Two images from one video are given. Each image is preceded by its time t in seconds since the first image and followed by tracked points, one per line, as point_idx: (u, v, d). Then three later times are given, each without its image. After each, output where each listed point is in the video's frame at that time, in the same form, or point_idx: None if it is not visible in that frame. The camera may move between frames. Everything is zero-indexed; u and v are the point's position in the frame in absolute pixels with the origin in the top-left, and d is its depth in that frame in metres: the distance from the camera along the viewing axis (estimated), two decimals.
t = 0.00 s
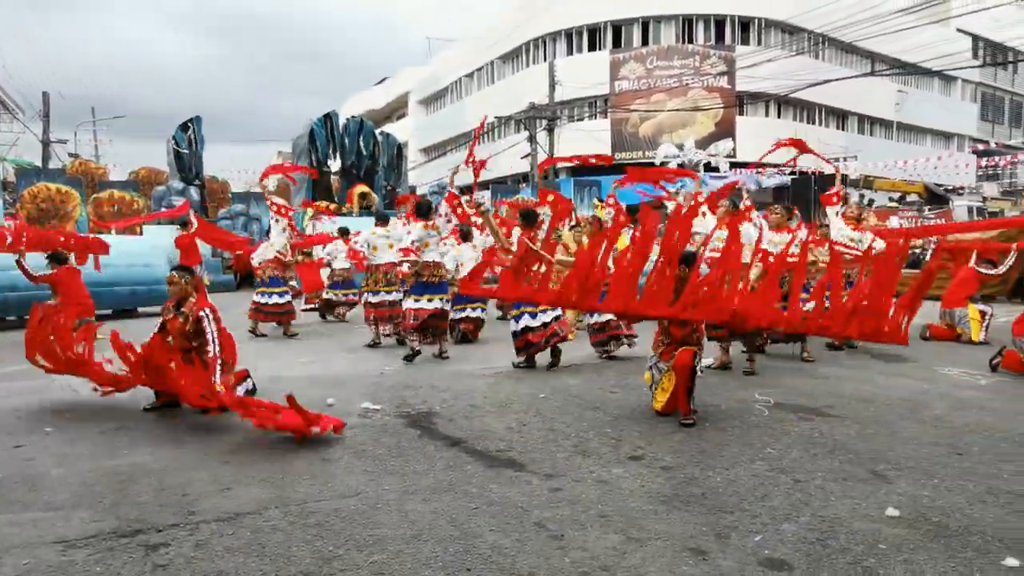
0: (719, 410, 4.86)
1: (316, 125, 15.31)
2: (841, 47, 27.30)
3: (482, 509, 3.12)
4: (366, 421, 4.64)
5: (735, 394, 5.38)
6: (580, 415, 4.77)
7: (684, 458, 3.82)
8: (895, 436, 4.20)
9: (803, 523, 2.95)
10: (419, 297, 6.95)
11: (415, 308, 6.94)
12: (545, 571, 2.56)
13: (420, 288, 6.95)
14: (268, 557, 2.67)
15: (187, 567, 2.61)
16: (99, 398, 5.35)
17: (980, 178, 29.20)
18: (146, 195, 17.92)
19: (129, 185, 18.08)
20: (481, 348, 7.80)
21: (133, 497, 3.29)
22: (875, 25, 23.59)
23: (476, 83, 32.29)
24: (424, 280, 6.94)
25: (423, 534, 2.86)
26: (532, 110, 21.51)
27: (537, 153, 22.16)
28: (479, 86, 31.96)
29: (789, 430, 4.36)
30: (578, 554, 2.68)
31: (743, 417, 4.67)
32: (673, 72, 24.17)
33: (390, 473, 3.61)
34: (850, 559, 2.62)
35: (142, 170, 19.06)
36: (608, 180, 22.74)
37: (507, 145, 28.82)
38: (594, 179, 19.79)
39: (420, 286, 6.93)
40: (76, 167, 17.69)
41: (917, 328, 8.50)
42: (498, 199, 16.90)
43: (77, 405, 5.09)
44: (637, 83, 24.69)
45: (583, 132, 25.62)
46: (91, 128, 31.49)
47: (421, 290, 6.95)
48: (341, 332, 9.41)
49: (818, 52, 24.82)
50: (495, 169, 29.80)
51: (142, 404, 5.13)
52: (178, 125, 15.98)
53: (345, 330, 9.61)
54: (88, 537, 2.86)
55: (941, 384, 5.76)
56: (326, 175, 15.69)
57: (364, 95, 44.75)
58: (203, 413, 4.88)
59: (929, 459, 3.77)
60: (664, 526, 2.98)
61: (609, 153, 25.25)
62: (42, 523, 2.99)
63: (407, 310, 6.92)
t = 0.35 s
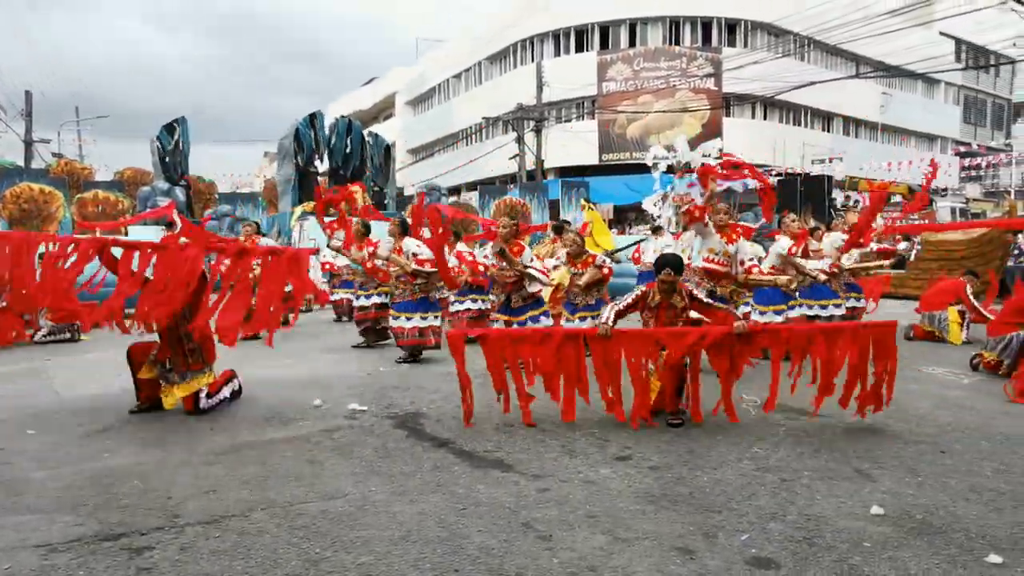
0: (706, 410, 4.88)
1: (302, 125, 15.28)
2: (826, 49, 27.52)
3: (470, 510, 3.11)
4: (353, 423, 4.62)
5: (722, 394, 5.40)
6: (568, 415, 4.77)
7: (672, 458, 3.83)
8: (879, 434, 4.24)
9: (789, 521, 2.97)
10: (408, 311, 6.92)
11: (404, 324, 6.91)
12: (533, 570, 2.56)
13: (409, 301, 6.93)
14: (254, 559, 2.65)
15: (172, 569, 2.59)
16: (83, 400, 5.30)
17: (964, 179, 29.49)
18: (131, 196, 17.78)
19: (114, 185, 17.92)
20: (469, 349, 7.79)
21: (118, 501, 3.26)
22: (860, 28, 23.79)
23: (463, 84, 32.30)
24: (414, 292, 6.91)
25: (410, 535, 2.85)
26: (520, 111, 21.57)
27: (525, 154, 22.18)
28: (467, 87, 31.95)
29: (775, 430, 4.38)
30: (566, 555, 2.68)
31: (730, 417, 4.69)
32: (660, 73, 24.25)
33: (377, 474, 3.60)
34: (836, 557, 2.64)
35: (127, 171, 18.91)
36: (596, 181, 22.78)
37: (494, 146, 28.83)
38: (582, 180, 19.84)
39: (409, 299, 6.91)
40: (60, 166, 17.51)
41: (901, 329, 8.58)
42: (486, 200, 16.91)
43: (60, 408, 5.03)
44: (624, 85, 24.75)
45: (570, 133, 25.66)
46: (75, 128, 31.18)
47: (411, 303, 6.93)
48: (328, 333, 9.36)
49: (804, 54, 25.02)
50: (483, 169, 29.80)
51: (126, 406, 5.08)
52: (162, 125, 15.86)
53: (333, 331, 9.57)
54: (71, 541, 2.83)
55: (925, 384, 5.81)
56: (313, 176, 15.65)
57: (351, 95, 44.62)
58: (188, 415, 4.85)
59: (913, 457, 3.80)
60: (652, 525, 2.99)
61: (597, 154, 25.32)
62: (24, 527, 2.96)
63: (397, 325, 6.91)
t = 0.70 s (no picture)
0: (698, 410, 4.89)
1: (293, 126, 15.26)
2: (816, 50, 27.66)
3: (462, 511, 3.11)
4: (343, 424, 4.60)
5: (713, 394, 5.42)
6: (560, 416, 4.77)
7: (663, 457, 3.84)
8: (869, 434, 4.26)
9: (780, 520, 2.98)
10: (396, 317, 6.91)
11: (394, 331, 6.90)
12: (525, 571, 2.56)
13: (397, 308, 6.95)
14: (245, 561, 2.64)
15: (161, 572, 2.59)
16: (74, 401, 5.27)
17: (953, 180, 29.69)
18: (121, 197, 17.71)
19: (103, 186, 17.81)
20: (460, 349, 7.77)
21: (107, 502, 3.24)
22: (849, 30, 23.91)
23: (455, 85, 32.32)
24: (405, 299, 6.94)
25: (402, 536, 2.84)
26: (511, 112, 21.60)
27: (516, 154, 22.19)
28: (458, 88, 31.93)
29: (767, 430, 4.39)
30: (558, 555, 2.68)
31: (722, 417, 4.71)
32: (651, 74, 24.27)
33: (368, 476, 3.58)
34: (826, 556, 2.65)
35: (117, 172, 18.83)
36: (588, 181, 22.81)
37: (486, 147, 28.84)
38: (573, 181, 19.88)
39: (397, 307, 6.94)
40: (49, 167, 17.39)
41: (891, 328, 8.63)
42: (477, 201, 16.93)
43: (49, 410, 4.99)
44: (616, 86, 24.77)
45: (562, 134, 25.71)
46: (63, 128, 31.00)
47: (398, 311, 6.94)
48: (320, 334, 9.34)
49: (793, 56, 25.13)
50: (474, 170, 29.81)
51: (115, 408, 5.05)
52: (152, 126, 15.77)
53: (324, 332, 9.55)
54: (59, 543, 2.81)
55: (915, 383, 5.83)
56: (304, 176, 15.63)
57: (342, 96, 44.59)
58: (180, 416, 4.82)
59: (903, 456, 3.82)
60: (644, 524, 2.99)
61: (588, 155, 25.37)
62: (12, 530, 2.94)
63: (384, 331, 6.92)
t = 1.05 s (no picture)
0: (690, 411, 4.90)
1: (283, 126, 15.23)
2: (805, 52, 27.81)
3: (453, 512, 3.11)
4: (334, 425, 4.58)
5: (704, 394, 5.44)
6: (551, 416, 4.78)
7: (653, 458, 3.86)
8: (858, 433, 4.29)
9: (771, 520, 3.00)
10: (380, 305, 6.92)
11: (384, 320, 6.90)
12: (516, 571, 2.56)
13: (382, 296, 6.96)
14: (235, 564, 2.63)
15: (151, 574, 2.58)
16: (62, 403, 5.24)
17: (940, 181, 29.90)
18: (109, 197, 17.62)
19: (91, 186, 17.70)
20: (451, 351, 7.77)
21: (96, 504, 3.22)
22: (839, 32, 24.05)
23: (446, 85, 32.32)
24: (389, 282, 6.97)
25: (393, 538, 2.84)
26: (502, 113, 21.63)
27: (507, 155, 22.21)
28: (449, 88, 31.92)
29: (757, 430, 4.40)
30: (549, 556, 2.68)
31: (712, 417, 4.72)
32: (641, 75, 24.34)
33: (359, 477, 3.57)
34: (816, 555, 2.67)
35: (105, 172, 18.74)
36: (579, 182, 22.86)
37: (477, 147, 28.85)
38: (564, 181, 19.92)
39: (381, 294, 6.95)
40: (37, 167, 17.28)
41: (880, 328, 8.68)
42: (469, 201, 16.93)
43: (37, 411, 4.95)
44: (606, 87, 24.81)
45: (552, 135, 25.75)
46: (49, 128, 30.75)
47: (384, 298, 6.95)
48: (310, 335, 9.31)
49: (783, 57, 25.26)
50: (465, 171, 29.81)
51: (104, 410, 5.02)
52: (142, 126, 15.69)
53: (315, 333, 9.52)
54: (46, 547, 2.79)
55: (904, 383, 5.87)
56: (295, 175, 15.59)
57: (332, 96, 44.51)
58: (169, 418, 4.80)
59: (891, 455, 3.85)
60: (634, 525, 3.00)
61: (579, 156, 25.42)
62: None
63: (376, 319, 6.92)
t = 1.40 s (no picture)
0: (681, 411, 4.92)
1: (274, 126, 15.25)
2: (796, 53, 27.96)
3: (445, 513, 3.11)
4: (325, 427, 4.57)
5: (695, 395, 5.46)
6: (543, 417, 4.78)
7: (646, 458, 3.86)
8: (849, 434, 4.30)
9: (762, 520, 3.01)
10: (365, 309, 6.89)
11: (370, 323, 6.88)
12: (509, 572, 2.57)
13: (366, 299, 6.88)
14: (227, 566, 2.62)
15: None
16: (51, 405, 5.20)
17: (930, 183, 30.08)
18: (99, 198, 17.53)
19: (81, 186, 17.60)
20: (442, 352, 7.76)
21: (85, 507, 3.20)
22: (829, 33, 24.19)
23: (437, 86, 32.31)
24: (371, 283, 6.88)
25: (385, 539, 2.84)
26: (494, 114, 21.66)
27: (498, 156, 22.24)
28: (441, 89, 31.91)
29: (749, 431, 4.41)
30: (541, 556, 2.69)
31: (704, 418, 4.74)
32: (632, 76, 24.41)
33: (351, 479, 3.56)
34: (807, 555, 2.68)
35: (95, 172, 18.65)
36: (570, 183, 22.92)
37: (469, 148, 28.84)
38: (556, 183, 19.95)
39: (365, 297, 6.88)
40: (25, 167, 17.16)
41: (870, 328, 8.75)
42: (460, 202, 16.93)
43: (26, 414, 4.91)
44: (598, 87, 24.84)
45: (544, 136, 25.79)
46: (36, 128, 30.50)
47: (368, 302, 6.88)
48: (302, 336, 9.29)
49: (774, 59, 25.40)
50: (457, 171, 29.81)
51: (93, 411, 4.99)
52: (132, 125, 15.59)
53: (306, 335, 9.48)
54: (36, 550, 2.77)
55: (893, 383, 5.90)
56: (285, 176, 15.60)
57: (323, 96, 44.42)
58: (160, 419, 4.77)
59: (881, 455, 3.87)
60: (626, 525, 3.01)
61: (571, 157, 25.47)
62: None
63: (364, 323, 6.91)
